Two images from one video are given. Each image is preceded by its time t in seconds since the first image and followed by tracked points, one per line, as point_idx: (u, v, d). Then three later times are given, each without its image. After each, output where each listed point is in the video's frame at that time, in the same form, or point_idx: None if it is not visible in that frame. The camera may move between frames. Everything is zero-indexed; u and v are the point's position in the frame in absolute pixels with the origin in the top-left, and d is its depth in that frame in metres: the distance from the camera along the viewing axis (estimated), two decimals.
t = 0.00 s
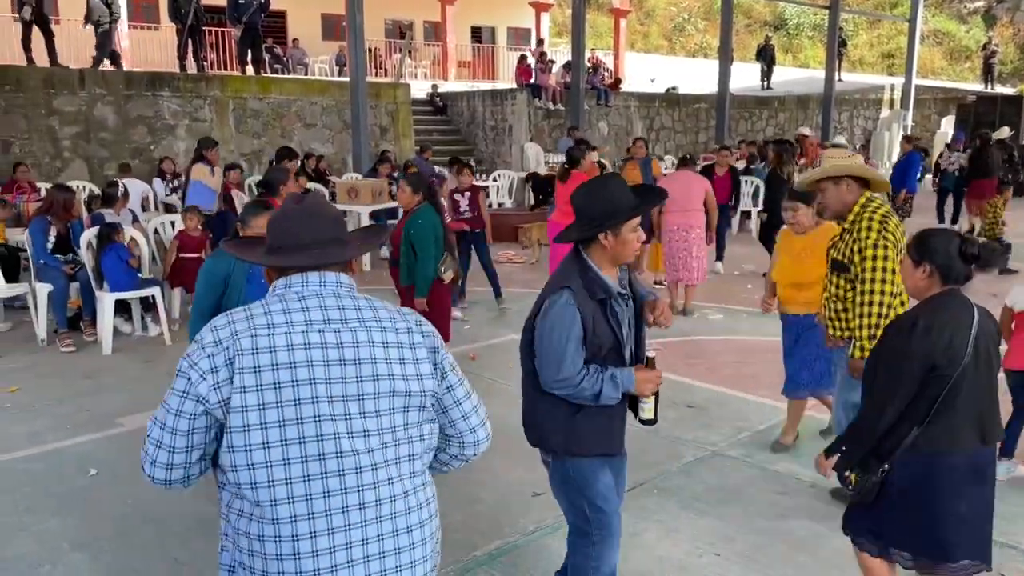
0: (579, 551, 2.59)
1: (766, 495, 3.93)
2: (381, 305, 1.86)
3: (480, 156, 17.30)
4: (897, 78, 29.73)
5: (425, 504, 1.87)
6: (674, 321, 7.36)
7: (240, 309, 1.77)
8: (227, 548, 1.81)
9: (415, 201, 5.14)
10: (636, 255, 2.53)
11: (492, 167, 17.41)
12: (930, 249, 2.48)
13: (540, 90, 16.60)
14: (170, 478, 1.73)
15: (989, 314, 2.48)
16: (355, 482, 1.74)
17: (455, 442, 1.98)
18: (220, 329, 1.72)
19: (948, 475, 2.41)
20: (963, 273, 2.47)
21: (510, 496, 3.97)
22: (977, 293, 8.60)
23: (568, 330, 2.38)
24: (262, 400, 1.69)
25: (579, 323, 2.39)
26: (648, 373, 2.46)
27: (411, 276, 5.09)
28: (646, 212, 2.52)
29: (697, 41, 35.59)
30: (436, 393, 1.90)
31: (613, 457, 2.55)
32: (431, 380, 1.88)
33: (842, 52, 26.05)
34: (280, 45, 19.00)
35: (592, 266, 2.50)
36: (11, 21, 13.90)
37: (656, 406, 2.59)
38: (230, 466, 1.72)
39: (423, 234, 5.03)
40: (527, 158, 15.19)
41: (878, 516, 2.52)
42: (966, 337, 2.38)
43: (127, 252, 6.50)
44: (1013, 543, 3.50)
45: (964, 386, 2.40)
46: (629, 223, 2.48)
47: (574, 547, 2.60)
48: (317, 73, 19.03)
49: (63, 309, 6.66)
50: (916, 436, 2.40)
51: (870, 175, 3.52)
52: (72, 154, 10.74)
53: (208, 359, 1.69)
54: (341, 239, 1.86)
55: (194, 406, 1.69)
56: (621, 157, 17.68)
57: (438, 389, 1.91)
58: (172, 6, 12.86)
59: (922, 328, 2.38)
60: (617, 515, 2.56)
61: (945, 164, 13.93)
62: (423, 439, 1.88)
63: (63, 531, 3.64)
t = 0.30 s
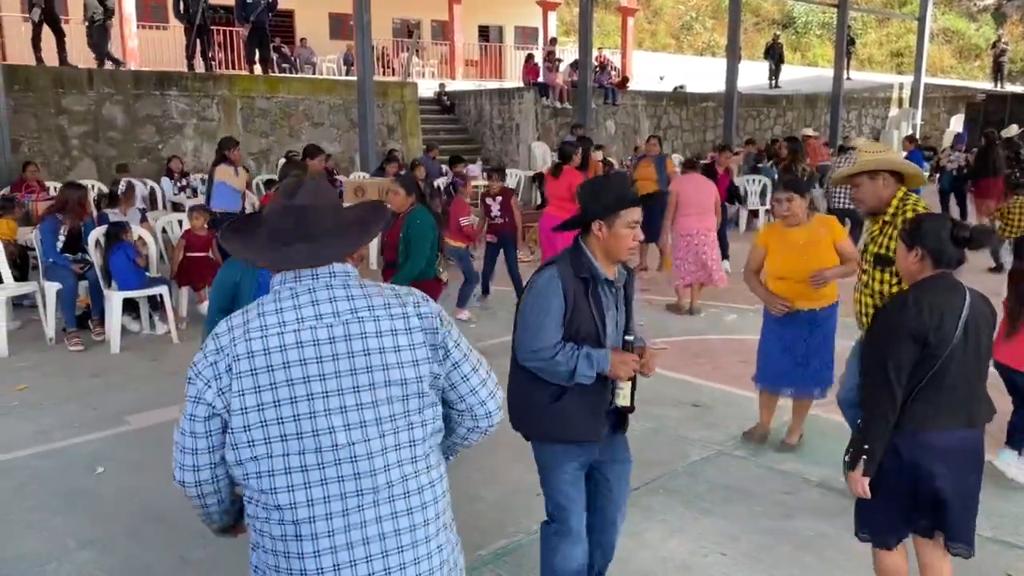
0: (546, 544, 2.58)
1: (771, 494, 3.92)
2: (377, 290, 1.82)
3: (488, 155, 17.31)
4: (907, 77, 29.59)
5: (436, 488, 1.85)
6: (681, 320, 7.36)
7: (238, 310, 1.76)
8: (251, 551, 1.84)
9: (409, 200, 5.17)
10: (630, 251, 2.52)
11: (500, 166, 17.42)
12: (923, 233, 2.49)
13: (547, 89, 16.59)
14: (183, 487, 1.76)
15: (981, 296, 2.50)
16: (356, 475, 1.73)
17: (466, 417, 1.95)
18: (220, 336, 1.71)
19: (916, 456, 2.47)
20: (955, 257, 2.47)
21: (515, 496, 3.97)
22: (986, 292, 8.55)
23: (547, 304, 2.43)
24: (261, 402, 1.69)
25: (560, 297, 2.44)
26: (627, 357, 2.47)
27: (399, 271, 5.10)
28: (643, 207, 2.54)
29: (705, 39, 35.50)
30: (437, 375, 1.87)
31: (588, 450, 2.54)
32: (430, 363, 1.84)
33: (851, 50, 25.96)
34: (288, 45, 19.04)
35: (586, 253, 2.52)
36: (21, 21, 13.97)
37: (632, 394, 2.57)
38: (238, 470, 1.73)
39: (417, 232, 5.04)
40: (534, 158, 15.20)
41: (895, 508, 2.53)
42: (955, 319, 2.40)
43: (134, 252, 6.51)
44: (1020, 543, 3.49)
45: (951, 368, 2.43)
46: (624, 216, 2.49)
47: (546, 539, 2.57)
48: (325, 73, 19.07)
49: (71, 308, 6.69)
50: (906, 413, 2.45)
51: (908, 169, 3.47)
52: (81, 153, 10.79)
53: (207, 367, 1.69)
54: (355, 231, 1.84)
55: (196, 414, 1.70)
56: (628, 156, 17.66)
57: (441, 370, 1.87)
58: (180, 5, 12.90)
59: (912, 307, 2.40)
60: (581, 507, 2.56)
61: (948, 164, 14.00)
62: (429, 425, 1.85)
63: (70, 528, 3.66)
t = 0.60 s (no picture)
0: (538, 548, 2.56)
1: (777, 494, 3.91)
2: (338, 267, 1.82)
3: (493, 155, 17.32)
4: (913, 76, 29.51)
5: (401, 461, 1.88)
6: (687, 320, 7.35)
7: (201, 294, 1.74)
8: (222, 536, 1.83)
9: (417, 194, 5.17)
10: (628, 252, 2.51)
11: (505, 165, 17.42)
12: (914, 234, 2.52)
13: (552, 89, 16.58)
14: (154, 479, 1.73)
15: (975, 298, 2.53)
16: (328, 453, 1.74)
17: (425, 391, 1.97)
18: (187, 320, 1.69)
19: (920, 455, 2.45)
20: (949, 255, 2.51)
21: (520, 494, 3.98)
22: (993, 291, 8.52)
23: (540, 302, 2.45)
24: (229, 385, 1.68)
25: (553, 300, 2.45)
26: (621, 365, 2.44)
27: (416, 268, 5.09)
28: (639, 206, 2.54)
29: (711, 39, 35.44)
30: (397, 351, 1.88)
31: (585, 457, 2.52)
32: (391, 340, 1.85)
33: (857, 49, 25.90)
34: (294, 45, 19.07)
35: (581, 254, 2.54)
36: (29, 21, 14.05)
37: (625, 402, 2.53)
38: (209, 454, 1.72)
39: (431, 228, 5.05)
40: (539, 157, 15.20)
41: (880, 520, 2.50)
42: (955, 320, 2.42)
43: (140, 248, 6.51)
44: None
45: (949, 370, 2.44)
46: (619, 216, 2.50)
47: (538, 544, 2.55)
48: (330, 73, 19.11)
49: (78, 307, 6.70)
50: (909, 416, 2.45)
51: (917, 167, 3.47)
52: (87, 153, 10.82)
53: (175, 354, 1.67)
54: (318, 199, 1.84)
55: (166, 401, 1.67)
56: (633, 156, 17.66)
57: (400, 346, 1.88)
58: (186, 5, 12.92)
59: (912, 310, 2.40)
60: (577, 516, 2.52)
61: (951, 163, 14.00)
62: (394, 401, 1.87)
63: (75, 526, 3.68)
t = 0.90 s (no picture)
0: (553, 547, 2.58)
1: (781, 494, 3.92)
2: (281, 274, 1.87)
3: (497, 155, 17.33)
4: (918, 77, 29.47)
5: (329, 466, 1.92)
6: (690, 320, 7.35)
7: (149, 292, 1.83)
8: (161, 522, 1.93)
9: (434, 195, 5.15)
10: (625, 238, 2.57)
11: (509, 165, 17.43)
12: (912, 242, 2.52)
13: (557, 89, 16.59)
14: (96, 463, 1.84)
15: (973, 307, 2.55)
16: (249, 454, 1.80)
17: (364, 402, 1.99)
18: (129, 316, 1.77)
19: (933, 464, 2.46)
20: (948, 262, 2.51)
21: (524, 494, 3.99)
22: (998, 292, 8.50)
23: (553, 298, 2.42)
24: (163, 383, 1.76)
25: (567, 292, 2.44)
26: (627, 357, 2.47)
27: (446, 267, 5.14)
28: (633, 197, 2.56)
29: (715, 39, 35.39)
30: (335, 360, 1.92)
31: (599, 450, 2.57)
32: (327, 349, 1.89)
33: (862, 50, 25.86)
34: (299, 45, 19.09)
35: (584, 245, 2.52)
36: (35, 22, 14.09)
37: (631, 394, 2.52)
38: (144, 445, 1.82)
39: (458, 228, 5.11)
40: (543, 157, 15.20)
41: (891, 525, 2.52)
42: (958, 331, 2.42)
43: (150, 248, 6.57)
44: None
45: (955, 377, 2.46)
46: (619, 208, 2.52)
47: (549, 546, 2.59)
48: (335, 73, 19.15)
49: (83, 307, 6.73)
50: (919, 423, 2.45)
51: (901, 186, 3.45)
52: (93, 153, 10.85)
53: (115, 349, 1.77)
54: (269, 203, 1.88)
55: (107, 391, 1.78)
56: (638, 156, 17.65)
57: (338, 356, 1.92)
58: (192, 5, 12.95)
59: (919, 318, 2.41)
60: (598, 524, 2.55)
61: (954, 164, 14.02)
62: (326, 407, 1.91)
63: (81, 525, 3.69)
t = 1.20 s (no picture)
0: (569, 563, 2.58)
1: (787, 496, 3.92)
2: (240, 261, 1.96)
3: (501, 156, 17.33)
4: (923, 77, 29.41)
5: (283, 445, 2.03)
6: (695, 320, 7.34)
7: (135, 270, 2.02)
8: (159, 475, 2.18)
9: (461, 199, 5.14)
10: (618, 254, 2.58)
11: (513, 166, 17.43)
12: (904, 233, 2.52)
13: (561, 90, 16.59)
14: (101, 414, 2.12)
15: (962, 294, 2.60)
16: (201, 433, 1.97)
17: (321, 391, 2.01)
18: (111, 293, 1.98)
19: (941, 444, 2.52)
20: (939, 249, 2.52)
21: (529, 494, 3.99)
22: (1004, 292, 8.47)
23: (575, 333, 2.35)
24: (133, 355, 1.96)
25: (585, 325, 2.37)
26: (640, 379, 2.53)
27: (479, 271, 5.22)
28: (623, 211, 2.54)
29: (720, 40, 35.33)
30: (288, 345, 1.98)
31: (609, 476, 2.55)
32: (277, 334, 1.96)
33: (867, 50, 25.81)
34: (303, 46, 19.11)
35: (584, 268, 2.48)
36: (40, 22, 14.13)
37: (650, 413, 2.61)
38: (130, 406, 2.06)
39: (490, 232, 5.17)
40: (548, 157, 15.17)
41: (905, 519, 2.54)
42: (956, 318, 2.46)
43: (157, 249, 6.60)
44: None
45: (953, 361, 2.51)
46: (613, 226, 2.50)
47: (572, 565, 2.57)
48: (339, 73, 19.18)
49: (89, 307, 6.76)
50: (921, 412, 2.48)
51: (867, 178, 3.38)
52: (98, 153, 10.87)
53: (101, 322, 1.99)
54: (235, 189, 2.00)
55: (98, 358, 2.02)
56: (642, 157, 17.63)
57: (291, 341, 1.97)
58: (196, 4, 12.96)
59: (924, 308, 2.42)
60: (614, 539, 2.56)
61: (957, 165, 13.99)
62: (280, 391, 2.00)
63: (88, 524, 3.70)
